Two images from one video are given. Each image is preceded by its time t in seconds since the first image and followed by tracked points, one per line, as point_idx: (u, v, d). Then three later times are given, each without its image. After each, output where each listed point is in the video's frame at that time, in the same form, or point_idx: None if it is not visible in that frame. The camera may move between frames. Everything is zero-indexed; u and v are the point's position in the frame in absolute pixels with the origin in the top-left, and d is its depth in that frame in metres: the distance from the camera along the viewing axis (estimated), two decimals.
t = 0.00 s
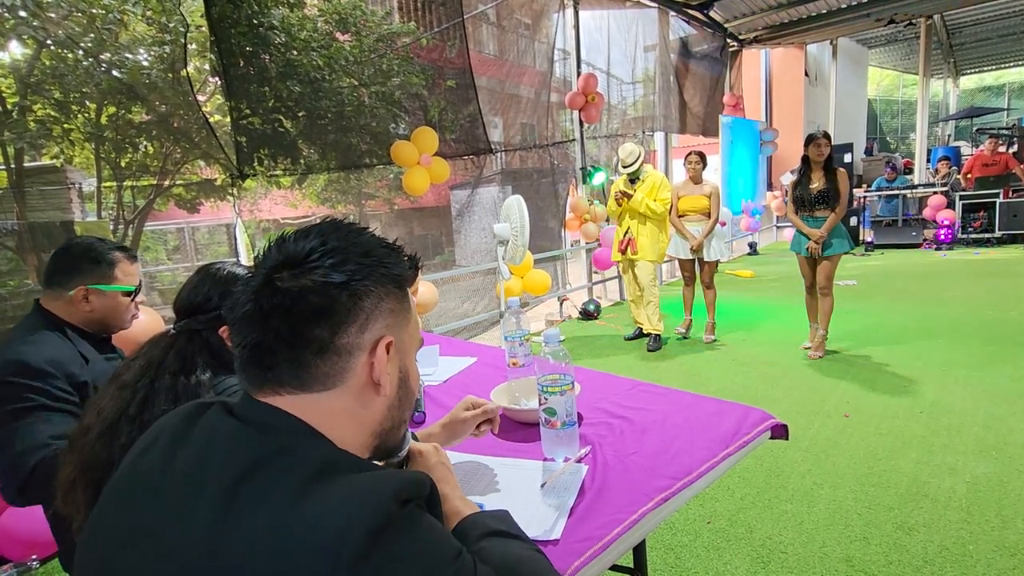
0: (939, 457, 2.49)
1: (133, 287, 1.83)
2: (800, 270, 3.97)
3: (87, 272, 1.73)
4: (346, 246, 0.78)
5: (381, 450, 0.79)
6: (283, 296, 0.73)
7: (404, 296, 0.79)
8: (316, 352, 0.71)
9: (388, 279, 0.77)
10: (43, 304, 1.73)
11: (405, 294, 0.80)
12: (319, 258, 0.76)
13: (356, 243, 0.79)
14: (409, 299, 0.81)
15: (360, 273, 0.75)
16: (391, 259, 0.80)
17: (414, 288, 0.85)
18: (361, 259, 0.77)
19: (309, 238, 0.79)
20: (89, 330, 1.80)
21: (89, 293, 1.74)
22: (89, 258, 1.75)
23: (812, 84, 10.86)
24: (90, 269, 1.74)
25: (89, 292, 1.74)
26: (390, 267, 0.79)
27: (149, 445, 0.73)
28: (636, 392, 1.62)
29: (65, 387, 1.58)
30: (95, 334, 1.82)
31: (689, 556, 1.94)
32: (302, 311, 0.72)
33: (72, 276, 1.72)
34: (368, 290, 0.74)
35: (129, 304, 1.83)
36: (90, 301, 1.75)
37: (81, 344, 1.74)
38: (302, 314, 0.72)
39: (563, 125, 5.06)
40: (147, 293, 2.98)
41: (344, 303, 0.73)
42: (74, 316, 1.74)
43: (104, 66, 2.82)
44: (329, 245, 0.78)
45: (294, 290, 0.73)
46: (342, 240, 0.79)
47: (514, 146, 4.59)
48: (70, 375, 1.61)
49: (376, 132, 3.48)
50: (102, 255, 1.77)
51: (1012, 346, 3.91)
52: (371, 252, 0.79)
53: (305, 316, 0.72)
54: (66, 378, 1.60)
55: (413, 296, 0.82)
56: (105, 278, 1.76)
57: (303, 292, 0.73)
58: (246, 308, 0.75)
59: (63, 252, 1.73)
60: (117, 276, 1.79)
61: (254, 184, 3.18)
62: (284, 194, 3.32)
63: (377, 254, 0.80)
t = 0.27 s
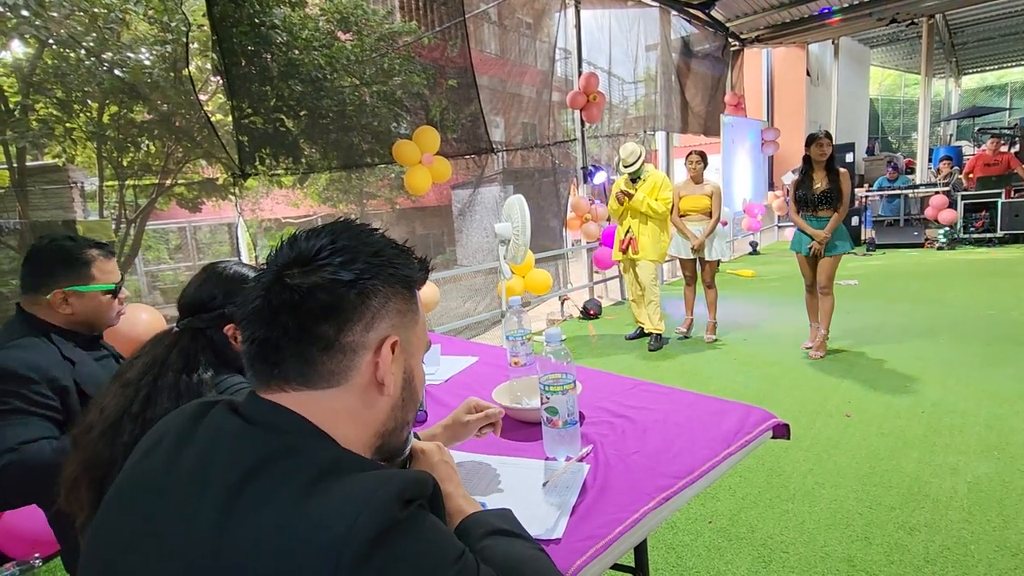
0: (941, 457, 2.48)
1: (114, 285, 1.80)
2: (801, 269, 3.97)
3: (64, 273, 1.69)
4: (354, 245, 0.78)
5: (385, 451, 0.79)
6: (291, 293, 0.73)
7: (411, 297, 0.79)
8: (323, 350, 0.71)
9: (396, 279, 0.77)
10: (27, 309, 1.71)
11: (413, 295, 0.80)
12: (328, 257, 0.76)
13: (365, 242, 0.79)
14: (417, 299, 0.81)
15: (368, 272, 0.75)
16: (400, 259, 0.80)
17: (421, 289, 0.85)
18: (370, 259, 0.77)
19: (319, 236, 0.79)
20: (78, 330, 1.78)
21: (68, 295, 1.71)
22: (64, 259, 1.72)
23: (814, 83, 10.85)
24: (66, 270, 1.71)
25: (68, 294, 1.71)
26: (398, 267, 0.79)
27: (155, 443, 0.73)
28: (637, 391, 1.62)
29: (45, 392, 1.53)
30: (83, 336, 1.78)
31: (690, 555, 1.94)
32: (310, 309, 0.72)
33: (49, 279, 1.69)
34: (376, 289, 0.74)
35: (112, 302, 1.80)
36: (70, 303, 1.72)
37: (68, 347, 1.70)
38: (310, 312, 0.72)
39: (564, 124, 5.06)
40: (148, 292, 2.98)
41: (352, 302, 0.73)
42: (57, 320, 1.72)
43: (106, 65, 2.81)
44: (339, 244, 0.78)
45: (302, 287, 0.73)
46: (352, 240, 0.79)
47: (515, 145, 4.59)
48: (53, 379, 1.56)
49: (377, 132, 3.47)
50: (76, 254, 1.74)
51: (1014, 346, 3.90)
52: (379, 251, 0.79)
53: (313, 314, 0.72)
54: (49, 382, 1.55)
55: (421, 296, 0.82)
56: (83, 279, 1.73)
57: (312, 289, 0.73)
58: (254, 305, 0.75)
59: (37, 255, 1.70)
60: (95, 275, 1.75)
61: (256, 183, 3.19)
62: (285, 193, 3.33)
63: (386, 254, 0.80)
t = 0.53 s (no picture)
0: (943, 457, 2.48)
1: (82, 277, 1.75)
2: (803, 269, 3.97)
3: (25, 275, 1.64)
4: (359, 245, 0.78)
5: (387, 450, 0.79)
6: (296, 292, 0.73)
7: (415, 296, 0.79)
8: (326, 350, 0.71)
9: (400, 279, 0.77)
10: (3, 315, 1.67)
11: (416, 295, 0.80)
12: (332, 256, 0.76)
13: (369, 242, 0.79)
14: (420, 299, 0.81)
15: (372, 272, 0.75)
16: (403, 260, 0.80)
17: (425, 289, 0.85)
18: (374, 259, 0.77)
19: (324, 236, 0.79)
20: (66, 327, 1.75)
21: (40, 296, 1.67)
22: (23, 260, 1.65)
23: (815, 83, 10.83)
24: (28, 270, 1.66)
25: (38, 294, 1.66)
26: (402, 268, 0.79)
27: (158, 440, 0.74)
28: (639, 391, 1.62)
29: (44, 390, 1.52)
30: (72, 334, 1.75)
31: (691, 554, 1.94)
32: (314, 308, 0.72)
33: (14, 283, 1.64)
34: (380, 289, 0.75)
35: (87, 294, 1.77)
36: (44, 303, 1.68)
37: (61, 346, 1.66)
38: (315, 312, 0.72)
39: (566, 123, 5.05)
40: (150, 291, 2.99)
41: (355, 301, 0.73)
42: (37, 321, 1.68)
43: (107, 64, 2.81)
44: (344, 244, 0.78)
45: (307, 286, 0.73)
46: (357, 239, 0.79)
47: (516, 144, 4.58)
48: (49, 377, 1.55)
49: (379, 130, 3.47)
50: (34, 253, 1.68)
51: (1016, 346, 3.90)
52: (384, 251, 0.79)
53: (317, 313, 0.72)
54: (45, 380, 1.54)
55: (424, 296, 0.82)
56: (49, 277, 1.68)
57: (316, 288, 0.73)
58: (259, 304, 0.75)
59: None
60: (60, 270, 1.70)
61: (257, 182, 3.19)
62: (287, 192, 3.34)
63: (390, 254, 0.80)
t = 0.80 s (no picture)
0: (944, 457, 2.48)
1: (63, 272, 1.76)
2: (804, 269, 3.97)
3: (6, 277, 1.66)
4: (357, 243, 0.78)
5: (387, 448, 0.79)
6: (294, 292, 0.73)
7: (413, 295, 0.79)
8: (325, 348, 0.71)
9: (398, 278, 0.77)
10: None
11: (414, 293, 0.80)
12: (330, 255, 0.76)
13: (368, 241, 0.79)
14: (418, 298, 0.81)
15: (370, 270, 0.75)
16: (402, 258, 0.80)
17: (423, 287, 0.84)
18: (372, 258, 0.77)
19: (322, 234, 0.79)
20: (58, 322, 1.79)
21: (24, 296, 1.70)
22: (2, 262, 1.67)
23: (817, 82, 10.82)
24: (8, 272, 1.67)
25: (23, 294, 1.70)
26: (400, 267, 0.79)
27: (159, 436, 0.74)
28: (640, 390, 1.62)
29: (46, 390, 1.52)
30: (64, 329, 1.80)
31: (692, 554, 1.94)
32: (313, 307, 0.72)
33: None
34: (378, 288, 0.75)
35: (72, 289, 1.79)
36: (29, 302, 1.71)
37: (55, 343, 1.67)
38: (313, 311, 0.72)
39: (567, 122, 5.05)
40: (151, 291, 2.99)
41: (353, 300, 0.73)
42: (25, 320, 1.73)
43: (109, 64, 2.82)
44: (342, 242, 0.78)
45: (305, 285, 0.73)
46: (354, 238, 0.79)
47: (518, 144, 4.59)
48: (49, 378, 1.54)
49: (380, 130, 3.47)
50: (12, 254, 1.69)
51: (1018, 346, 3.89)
52: (382, 250, 0.79)
53: (315, 312, 0.72)
54: (45, 380, 1.53)
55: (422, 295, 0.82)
56: (29, 276, 1.70)
57: (315, 288, 0.73)
58: (258, 302, 0.75)
59: None
60: (39, 268, 1.72)
61: (258, 181, 3.18)
62: (288, 191, 3.34)
63: (389, 254, 0.80)
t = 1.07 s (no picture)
0: (946, 457, 2.47)
1: (51, 270, 1.83)
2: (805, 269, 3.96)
3: None
4: (357, 245, 0.78)
5: (387, 449, 0.79)
6: (294, 293, 0.73)
7: (413, 296, 0.79)
8: (325, 350, 0.71)
9: (399, 279, 0.77)
10: None
11: (415, 294, 0.80)
12: (330, 256, 0.76)
13: (368, 242, 0.79)
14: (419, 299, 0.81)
15: (371, 272, 0.75)
16: (402, 259, 0.80)
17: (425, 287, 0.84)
18: (373, 259, 0.77)
19: (323, 236, 0.79)
20: (51, 318, 1.87)
21: (16, 294, 1.77)
22: None
23: (819, 82, 10.81)
24: None
25: (14, 292, 1.77)
26: (401, 268, 0.79)
27: (161, 435, 0.74)
28: (641, 390, 1.62)
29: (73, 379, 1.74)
30: (59, 325, 1.89)
31: (694, 554, 1.94)
32: (313, 308, 0.72)
33: None
34: (378, 289, 0.75)
35: (63, 285, 1.86)
36: (21, 300, 1.78)
37: (65, 336, 1.86)
38: (314, 312, 0.72)
39: (568, 122, 5.06)
40: (153, 290, 2.99)
41: (354, 302, 0.73)
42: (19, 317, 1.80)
43: (111, 63, 2.83)
44: (342, 244, 0.78)
45: (305, 287, 0.73)
46: (355, 238, 0.79)
47: (519, 143, 4.59)
48: (66, 371, 1.73)
49: (382, 129, 3.48)
50: None
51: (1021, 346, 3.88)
52: (382, 251, 0.79)
53: (315, 313, 0.72)
54: (70, 371, 1.75)
55: (423, 296, 0.82)
56: (19, 274, 1.77)
57: (315, 289, 0.73)
58: (259, 304, 0.75)
59: None
60: (27, 267, 1.79)
61: (260, 181, 3.18)
62: (290, 190, 3.34)
63: (389, 254, 0.80)
